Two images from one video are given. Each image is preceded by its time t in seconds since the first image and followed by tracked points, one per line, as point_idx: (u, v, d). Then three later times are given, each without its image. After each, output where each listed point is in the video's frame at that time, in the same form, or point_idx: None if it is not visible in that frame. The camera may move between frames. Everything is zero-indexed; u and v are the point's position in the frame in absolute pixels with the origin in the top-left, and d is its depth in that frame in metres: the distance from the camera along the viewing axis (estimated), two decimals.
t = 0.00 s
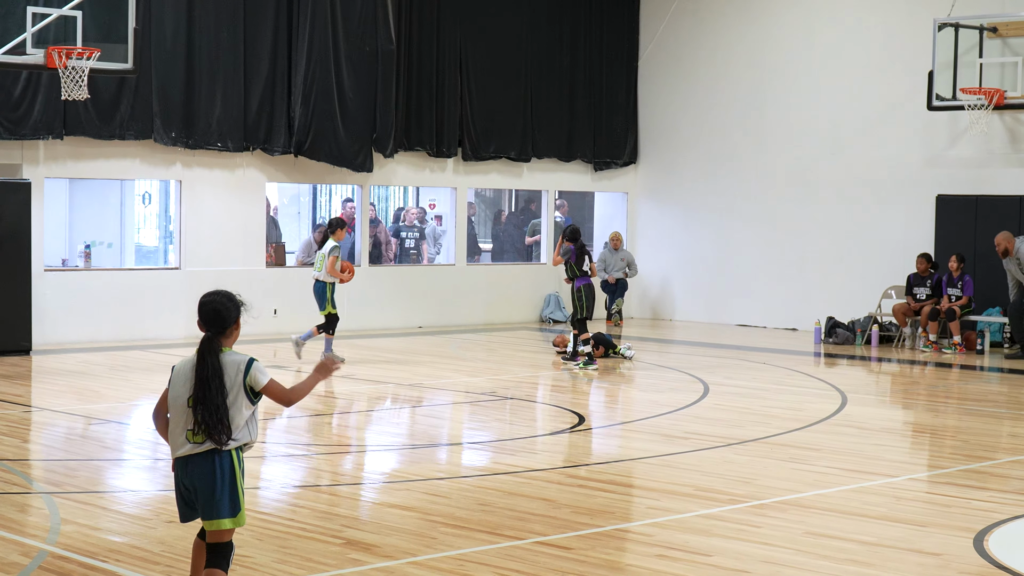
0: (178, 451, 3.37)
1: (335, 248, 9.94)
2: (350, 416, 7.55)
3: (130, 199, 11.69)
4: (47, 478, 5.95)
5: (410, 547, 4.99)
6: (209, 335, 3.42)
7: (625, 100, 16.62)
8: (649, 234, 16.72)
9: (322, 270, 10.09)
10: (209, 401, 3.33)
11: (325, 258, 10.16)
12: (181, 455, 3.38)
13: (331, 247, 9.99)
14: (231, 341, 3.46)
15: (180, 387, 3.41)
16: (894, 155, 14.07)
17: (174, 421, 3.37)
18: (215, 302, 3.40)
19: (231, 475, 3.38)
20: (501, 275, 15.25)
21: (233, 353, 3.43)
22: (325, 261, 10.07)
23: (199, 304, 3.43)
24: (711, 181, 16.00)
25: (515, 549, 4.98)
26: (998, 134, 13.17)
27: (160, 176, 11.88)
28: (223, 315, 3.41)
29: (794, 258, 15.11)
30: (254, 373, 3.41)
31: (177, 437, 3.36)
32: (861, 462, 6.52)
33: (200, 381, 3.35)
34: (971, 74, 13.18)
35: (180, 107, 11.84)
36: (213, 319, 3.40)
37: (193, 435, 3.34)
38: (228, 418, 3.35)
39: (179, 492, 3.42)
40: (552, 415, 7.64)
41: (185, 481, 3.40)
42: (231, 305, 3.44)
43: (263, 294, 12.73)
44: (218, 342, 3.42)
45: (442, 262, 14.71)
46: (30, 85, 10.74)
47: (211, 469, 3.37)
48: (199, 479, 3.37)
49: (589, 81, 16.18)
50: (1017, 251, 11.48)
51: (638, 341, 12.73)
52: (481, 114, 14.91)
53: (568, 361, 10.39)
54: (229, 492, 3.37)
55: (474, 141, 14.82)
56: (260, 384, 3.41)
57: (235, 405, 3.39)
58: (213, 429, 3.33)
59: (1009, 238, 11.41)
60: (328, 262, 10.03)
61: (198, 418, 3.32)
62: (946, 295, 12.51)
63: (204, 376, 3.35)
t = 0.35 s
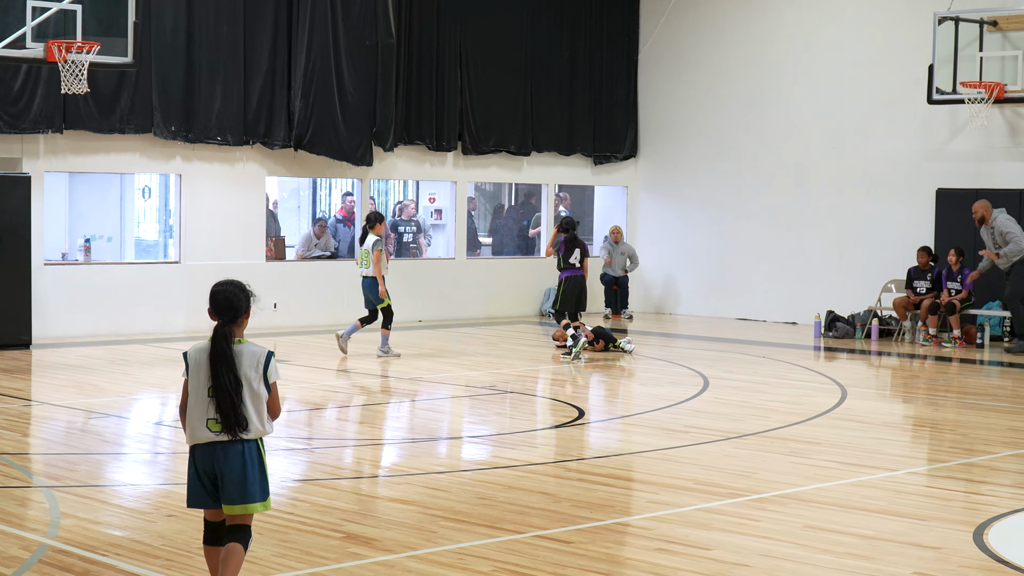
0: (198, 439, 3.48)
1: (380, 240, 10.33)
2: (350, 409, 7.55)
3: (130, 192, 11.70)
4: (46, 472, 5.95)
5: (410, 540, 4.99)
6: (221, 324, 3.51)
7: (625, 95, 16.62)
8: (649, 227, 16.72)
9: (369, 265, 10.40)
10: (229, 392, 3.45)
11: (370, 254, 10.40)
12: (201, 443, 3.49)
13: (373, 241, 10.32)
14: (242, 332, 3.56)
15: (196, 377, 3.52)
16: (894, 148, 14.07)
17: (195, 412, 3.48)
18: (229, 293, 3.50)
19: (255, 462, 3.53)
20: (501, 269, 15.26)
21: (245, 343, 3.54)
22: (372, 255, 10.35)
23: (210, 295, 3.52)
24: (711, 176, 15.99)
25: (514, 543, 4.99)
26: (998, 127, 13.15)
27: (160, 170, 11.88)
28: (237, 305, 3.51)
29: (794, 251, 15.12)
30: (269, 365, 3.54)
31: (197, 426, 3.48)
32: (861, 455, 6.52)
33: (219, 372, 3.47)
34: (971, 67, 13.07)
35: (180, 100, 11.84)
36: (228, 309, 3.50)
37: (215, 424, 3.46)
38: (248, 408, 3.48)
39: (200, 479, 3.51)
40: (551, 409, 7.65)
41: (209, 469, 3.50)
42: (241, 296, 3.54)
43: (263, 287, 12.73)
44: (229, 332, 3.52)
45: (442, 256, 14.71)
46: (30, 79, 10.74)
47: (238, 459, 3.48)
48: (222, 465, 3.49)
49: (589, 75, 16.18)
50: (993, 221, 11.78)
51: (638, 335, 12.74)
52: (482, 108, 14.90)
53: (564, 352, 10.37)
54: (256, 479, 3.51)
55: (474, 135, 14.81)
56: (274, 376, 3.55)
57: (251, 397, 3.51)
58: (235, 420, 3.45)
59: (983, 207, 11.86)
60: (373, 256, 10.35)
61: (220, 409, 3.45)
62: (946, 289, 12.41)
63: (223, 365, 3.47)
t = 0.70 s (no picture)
0: (191, 426, 3.62)
1: (390, 236, 10.58)
2: (331, 405, 7.54)
3: (111, 187, 11.68)
4: (27, 468, 5.93)
5: (391, 535, 4.98)
6: (211, 315, 3.65)
7: (606, 89, 16.63)
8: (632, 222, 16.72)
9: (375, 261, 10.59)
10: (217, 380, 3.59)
11: (377, 250, 10.61)
12: (194, 430, 3.62)
13: (381, 237, 10.55)
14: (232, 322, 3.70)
15: (187, 366, 3.66)
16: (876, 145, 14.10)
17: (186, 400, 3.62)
18: (219, 284, 3.63)
19: (249, 446, 3.69)
20: (483, 263, 15.27)
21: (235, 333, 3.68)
22: (380, 250, 10.55)
23: (201, 286, 3.66)
24: (693, 172, 16.00)
25: (496, 538, 4.99)
26: (979, 123, 13.21)
27: (142, 165, 11.85)
28: (227, 297, 3.65)
29: (774, 247, 15.14)
30: (257, 355, 3.68)
31: (188, 414, 3.61)
32: (841, 450, 6.52)
33: (209, 360, 3.60)
34: (952, 63, 13.18)
35: (161, 95, 11.83)
36: (217, 300, 3.63)
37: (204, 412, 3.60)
38: (238, 395, 3.62)
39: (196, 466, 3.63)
40: (533, 404, 7.65)
41: (206, 454, 3.63)
42: (232, 288, 3.68)
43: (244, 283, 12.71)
44: (219, 322, 3.65)
45: (424, 250, 14.70)
46: (10, 75, 10.71)
47: (235, 444, 3.64)
48: (220, 450, 3.63)
49: (571, 71, 16.21)
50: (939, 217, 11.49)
51: (622, 330, 12.75)
52: (463, 104, 14.92)
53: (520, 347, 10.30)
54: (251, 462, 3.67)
55: (455, 130, 14.81)
56: (261, 365, 3.68)
57: (239, 385, 3.64)
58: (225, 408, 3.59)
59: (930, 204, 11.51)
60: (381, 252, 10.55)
61: (211, 396, 3.58)
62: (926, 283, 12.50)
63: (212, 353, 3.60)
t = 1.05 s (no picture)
0: (184, 417, 3.76)
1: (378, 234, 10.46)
2: (299, 406, 7.49)
3: (77, 186, 11.57)
4: None
5: (359, 537, 4.94)
6: (205, 310, 3.79)
7: (576, 87, 16.62)
8: (602, 219, 16.69)
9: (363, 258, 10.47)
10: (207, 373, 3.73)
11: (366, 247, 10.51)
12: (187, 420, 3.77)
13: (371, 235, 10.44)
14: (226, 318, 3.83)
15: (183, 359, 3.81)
16: (847, 142, 14.10)
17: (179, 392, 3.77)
18: (213, 280, 3.78)
19: (239, 438, 3.81)
20: (453, 263, 15.24)
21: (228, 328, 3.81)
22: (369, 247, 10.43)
23: (198, 281, 3.82)
24: (664, 169, 15.98)
25: (465, 539, 4.94)
26: (949, 121, 13.23)
27: (107, 164, 11.77)
28: (221, 293, 3.79)
29: (744, 245, 15.14)
30: (247, 349, 3.80)
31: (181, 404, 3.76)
32: (811, 450, 6.48)
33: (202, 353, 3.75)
34: (923, 61, 13.07)
35: (127, 94, 11.76)
36: (211, 295, 3.78)
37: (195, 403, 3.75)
38: (227, 388, 3.75)
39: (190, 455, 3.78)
40: (503, 404, 7.61)
41: (198, 444, 3.77)
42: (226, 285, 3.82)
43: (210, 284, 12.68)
44: (213, 318, 3.79)
45: (392, 251, 14.63)
46: None
47: (225, 434, 3.77)
48: (212, 440, 3.77)
49: (541, 70, 16.19)
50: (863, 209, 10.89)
51: (596, 329, 12.71)
52: (434, 102, 14.88)
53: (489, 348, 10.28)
54: (240, 452, 3.79)
55: (424, 128, 14.76)
56: (250, 360, 3.80)
57: (227, 378, 3.77)
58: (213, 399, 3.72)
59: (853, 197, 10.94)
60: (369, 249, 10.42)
61: (200, 388, 3.71)
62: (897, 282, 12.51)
63: (203, 347, 3.75)
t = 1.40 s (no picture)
0: (126, 437, 3.36)
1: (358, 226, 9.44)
2: (243, 435, 6.38)
3: None
4: None
5: None
6: (149, 315, 3.41)
7: (579, 50, 15.55)
8: (613, 203, 15.64)
9: (336, 254, 9.36)
10: (156, 386, 3.35)
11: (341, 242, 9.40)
12: (128, 443, 3.37)
13: (348, 227, 9.36)
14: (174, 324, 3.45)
15: (124, 372, 3.40)
16: (910, 118, 13.00)
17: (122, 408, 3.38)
18: (158, 281, 3.40)
19: (190, 461, 3.42)
20: (424, 261, 14.04)
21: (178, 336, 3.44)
22: (346, 242, 9.33)
23: (139, 284, 3.42)
24: (682, 148, 14.97)
25: None
26: None
27: (11, 141, 10.57)
28: (168, 295, 3.41)
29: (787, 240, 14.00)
30: (200, 359, 3.44)
31: (123, 424, 3.36)
32: (867, 490, 5.38)
33: (149, 364, 3.36)
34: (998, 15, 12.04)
35: (34, 54, 10.53)
36: (158, 299, 3.39)
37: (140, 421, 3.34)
38: (178, 404, 3.37)
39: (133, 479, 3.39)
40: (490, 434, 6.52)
41: (142, 467, 3.37)
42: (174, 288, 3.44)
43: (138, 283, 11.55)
44: (159, 324, 3.41)
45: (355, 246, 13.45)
46: None
47: (174, 456, 3.38)
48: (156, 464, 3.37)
49: (536, 26, 15.10)
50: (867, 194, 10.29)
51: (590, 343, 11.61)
52: (405, 66, 13.71)
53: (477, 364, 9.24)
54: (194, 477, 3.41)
55: (396, 98, 13.61)
56: (205, 372, 3.44)
57: (179, 391, 3.40)
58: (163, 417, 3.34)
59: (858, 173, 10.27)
60: (346, 244, 9.33)
61: (149, 405, 3.33)
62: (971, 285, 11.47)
63: (151, 357, 3.36)
